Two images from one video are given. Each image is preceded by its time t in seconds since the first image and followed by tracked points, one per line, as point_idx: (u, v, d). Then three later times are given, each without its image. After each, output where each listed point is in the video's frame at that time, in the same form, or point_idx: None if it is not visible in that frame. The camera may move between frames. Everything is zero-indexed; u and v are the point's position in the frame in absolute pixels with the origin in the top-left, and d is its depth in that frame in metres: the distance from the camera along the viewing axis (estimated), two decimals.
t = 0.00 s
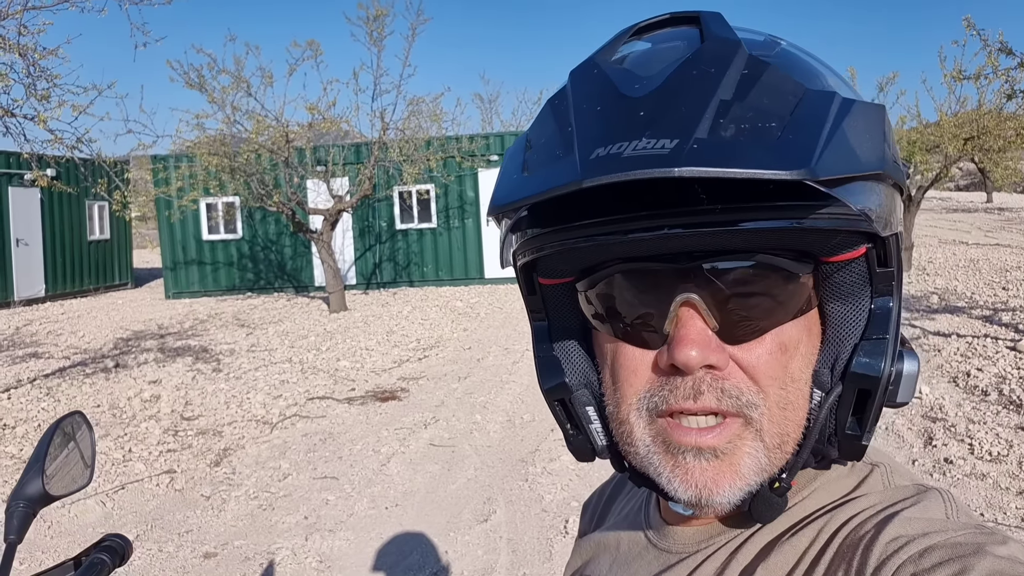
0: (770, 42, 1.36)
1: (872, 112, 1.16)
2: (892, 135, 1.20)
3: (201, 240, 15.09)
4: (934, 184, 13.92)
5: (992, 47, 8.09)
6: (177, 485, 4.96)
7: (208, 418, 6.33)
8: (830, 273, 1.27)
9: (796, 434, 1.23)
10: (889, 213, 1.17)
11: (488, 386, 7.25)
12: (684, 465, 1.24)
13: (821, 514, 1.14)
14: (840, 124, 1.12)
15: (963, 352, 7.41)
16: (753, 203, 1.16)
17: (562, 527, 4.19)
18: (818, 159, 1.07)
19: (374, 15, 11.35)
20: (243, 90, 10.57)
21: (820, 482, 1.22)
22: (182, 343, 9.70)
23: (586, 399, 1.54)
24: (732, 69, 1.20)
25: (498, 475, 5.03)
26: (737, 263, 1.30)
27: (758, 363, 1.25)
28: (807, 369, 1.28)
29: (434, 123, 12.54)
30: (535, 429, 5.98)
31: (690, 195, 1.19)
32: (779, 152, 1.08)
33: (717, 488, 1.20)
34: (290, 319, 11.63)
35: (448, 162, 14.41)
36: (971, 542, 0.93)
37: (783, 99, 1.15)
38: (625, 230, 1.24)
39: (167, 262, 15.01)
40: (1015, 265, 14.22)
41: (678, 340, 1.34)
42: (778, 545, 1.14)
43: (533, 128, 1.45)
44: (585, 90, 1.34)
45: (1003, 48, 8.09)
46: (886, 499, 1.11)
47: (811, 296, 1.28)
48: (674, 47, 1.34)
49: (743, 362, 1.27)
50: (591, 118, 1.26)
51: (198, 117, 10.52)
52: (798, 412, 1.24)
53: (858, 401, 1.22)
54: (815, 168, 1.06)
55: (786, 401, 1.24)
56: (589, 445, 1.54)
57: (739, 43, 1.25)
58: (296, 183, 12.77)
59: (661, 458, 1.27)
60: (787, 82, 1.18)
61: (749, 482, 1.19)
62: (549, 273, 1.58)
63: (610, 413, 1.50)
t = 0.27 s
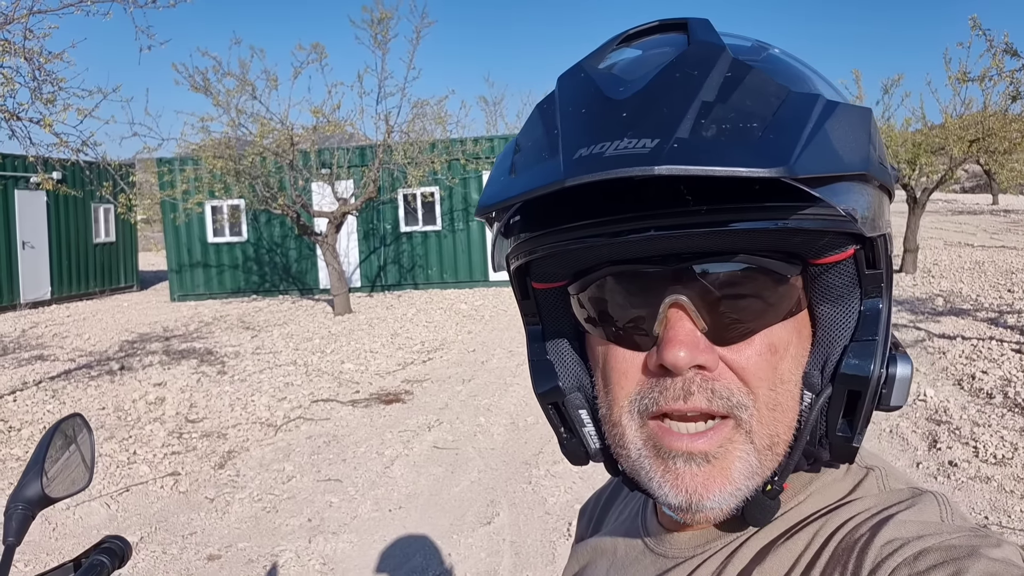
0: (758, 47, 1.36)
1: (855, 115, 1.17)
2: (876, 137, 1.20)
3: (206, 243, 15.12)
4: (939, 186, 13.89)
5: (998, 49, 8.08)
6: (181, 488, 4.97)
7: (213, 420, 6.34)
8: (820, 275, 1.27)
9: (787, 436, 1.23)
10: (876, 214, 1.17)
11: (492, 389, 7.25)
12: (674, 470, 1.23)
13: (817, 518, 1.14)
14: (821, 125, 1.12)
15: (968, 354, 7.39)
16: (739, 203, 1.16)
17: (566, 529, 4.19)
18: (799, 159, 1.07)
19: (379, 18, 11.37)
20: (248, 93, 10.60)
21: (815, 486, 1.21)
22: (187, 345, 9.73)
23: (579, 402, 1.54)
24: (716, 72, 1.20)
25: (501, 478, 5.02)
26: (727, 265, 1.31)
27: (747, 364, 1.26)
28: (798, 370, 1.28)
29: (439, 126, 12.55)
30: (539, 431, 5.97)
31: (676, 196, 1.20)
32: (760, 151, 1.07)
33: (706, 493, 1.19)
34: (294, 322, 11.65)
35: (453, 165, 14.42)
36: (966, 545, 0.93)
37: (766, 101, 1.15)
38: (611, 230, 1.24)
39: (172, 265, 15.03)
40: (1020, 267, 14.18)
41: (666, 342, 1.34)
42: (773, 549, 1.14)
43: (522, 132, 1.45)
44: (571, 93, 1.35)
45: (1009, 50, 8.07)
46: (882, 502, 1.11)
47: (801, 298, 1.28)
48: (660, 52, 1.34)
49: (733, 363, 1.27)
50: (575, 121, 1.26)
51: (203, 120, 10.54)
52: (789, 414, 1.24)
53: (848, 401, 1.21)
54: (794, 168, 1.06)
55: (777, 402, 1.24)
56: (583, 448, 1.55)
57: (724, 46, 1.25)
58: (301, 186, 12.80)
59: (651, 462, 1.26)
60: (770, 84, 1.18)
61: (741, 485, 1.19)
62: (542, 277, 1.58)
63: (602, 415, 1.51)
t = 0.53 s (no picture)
0: (743, 57, 1.36)
1: (836, 122, 1.14)
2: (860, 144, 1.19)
3: (211, 246, 15.15)
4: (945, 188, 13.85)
5: (1003, 51, 8.07)
6: (186, 490, 4.98)
7: (218, 423, 6.35)
8: (809, 283, 1.26)
9: (776, 445, 1.22)
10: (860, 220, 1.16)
11: (497, 392, 7.25)
12: (659, 480, 1.22)
13: (819, 524, 1.14)
14: (794, 136, 1.10)
15: (974, 357, 7.37)
16: (715, 213, 1.16)
17: (570, 532, 4.18)
18: (766, 168, 1.05)
19: (384, 21, 11.39)
20: (254, 97, 10.63)
21: (816, 493, 1.20)
22: (192, 348, 9.74)
23: (573, 409, 1.54)
24: (689, 85, 1.20)
25: (506, 480, 5.02)
26: (713, 272, 1.29)
27: (732, 373, 1.25)
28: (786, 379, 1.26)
29: (444, 129, 12.57)
30: (543, 434, 5.97)
31: (656, 206, 1.20)
32: (724, 162, 1.06)
33: (692, 502, 1.18)
34: (299, 324, 11.67)
35: (457, 167, 14.43)
36: (968, 550, 0.93)
37: (738, 111, 1.14)
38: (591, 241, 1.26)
39: (178, 268, 15.05)
40: None
41: (650, 350, 1.33)
42: (774, 557, 1.14)
43: (505, 146, 1.47)
44: (550, 107, 1.35)
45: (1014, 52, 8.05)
46: (884, 508, 1.11)
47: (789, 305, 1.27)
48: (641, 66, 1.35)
49: (718, 371, 1.26)
50: (549, 134, 1.27)
51: (208, 123, 10.57)
52: (775, 423, 1.23)
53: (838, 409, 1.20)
54: (760, 178, 1.04)
55: (763, 410, 1.23)
56: (577, 454, 1.55)
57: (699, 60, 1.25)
58: (306, 189, 12.82)
59: (639, 472, 1.26)
60: (745, 95, 1.17)
61: (728, 498, 1.18)
62: (536, 284, 1.58)
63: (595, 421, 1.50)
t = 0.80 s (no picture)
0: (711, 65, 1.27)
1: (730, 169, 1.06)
2: (789, 179, 1.08)
3: (216, 249, 15.18)
4: (949, 190, 13.83)
5: (1007, 53, 8.06)
6: (190, 493, 4.98)
7: (222, 426, 6.36)
8: (754, 310, 1.18)
9: (703, 465, 1.19)
10: (779, 258, 1.07)
11: (501, 394, 7.25)
12: (591, 477, 1.27)
13: (822, 531, 1.13)
14: (661, 180, 1.04)
15: (979, 359, 7.35)
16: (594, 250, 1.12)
17: (574, 535, 4.17)
18: (589, 223, 1.00)
19: (387, 24, 11.41)
20: (258, 100, 10.66)
21: (819, 502, 1.19)
22: (196, 351, 9.76)
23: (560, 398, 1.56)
24: (580, 120, 1.15)
25: (509, 483, 5.01)
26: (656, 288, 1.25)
27: (656, 391, 1.22)
28: (721, 406, 1.19)
29: (448, 131, 12.58)
30: (546, 437, 5.96)
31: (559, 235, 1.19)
32: (555, 213, 1.02)
33: (616, 501, 1.22)
34: (303, 327, 11.68)
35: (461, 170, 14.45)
36: (973, 559, 0.92)
37: (613, 154, 1.08)
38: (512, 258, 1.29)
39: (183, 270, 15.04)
40: None
41: (579, 360, 1.32)
42: (777, 565, 1.13)
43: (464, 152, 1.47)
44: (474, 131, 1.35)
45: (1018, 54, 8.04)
46: (886, 517, 1.10)
47: (733, 333, 1.18)
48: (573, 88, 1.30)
49: (645, 389, 1.24)
50: (451, 165, 1.28)
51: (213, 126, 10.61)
52: (701, 444, 1.19)
53: (765, 445, 1.13)
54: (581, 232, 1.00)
55: (689, 434, 1.19)
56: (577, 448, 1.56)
57: (611, 88, 1.18)
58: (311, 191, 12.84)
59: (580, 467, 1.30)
60: (635, 133, 1.10)
61: (641, 503, 1.20)
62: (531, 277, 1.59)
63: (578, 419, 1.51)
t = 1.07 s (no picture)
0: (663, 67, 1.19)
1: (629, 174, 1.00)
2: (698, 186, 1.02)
3: (217, 250, 15.19)
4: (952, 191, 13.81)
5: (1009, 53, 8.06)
6: (192, 494, 4.99)
7: (223, 427, 6.36)
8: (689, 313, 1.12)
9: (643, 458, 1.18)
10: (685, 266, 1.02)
11: (502, 395, 7.24)
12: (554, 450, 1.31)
13: (827, 528, 1.13)
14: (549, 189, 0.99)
15: (981, 360, 7.33)
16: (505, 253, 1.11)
17: (576, 536, 4.17)
18: (462, 229, 0.97)
19: (389, 26, 11.41)
20: (259, 101, 10.66)
21: (822, 499, 1.18)
22: (198, 352, 9.76)
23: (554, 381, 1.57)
24: (500, 128, 1.11)
25: (511, 484, 5.01)
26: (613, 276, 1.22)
27: (600, 382, 1.22)
28: (661, 402, 1.16)
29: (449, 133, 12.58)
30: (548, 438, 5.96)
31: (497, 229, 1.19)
32: (440, 218, 1.00)
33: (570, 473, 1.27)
34: (305, 328, 11.69)
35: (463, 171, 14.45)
36: (979, 556, 0.92)
37: (516, 160, 1.05)
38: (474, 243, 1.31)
39: (184, 271, 15.04)
40: None
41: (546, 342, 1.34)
42: (782, 563, 1.13)
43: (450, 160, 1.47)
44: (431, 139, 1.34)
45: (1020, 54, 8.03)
46: (891, 515, 1.10)
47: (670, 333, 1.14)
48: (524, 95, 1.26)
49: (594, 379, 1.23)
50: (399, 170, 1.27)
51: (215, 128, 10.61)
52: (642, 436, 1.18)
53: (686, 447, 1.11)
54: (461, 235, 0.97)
55: (631, 426, 1.18)
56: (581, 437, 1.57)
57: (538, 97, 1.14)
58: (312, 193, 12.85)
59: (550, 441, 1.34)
60: (542, 140, 1.06)
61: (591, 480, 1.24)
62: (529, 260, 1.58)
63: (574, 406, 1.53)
